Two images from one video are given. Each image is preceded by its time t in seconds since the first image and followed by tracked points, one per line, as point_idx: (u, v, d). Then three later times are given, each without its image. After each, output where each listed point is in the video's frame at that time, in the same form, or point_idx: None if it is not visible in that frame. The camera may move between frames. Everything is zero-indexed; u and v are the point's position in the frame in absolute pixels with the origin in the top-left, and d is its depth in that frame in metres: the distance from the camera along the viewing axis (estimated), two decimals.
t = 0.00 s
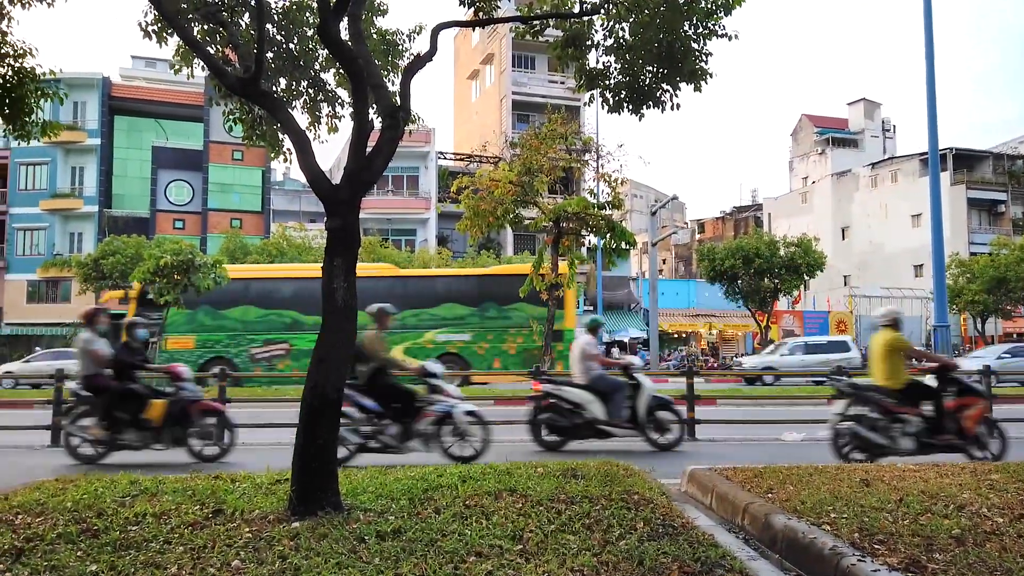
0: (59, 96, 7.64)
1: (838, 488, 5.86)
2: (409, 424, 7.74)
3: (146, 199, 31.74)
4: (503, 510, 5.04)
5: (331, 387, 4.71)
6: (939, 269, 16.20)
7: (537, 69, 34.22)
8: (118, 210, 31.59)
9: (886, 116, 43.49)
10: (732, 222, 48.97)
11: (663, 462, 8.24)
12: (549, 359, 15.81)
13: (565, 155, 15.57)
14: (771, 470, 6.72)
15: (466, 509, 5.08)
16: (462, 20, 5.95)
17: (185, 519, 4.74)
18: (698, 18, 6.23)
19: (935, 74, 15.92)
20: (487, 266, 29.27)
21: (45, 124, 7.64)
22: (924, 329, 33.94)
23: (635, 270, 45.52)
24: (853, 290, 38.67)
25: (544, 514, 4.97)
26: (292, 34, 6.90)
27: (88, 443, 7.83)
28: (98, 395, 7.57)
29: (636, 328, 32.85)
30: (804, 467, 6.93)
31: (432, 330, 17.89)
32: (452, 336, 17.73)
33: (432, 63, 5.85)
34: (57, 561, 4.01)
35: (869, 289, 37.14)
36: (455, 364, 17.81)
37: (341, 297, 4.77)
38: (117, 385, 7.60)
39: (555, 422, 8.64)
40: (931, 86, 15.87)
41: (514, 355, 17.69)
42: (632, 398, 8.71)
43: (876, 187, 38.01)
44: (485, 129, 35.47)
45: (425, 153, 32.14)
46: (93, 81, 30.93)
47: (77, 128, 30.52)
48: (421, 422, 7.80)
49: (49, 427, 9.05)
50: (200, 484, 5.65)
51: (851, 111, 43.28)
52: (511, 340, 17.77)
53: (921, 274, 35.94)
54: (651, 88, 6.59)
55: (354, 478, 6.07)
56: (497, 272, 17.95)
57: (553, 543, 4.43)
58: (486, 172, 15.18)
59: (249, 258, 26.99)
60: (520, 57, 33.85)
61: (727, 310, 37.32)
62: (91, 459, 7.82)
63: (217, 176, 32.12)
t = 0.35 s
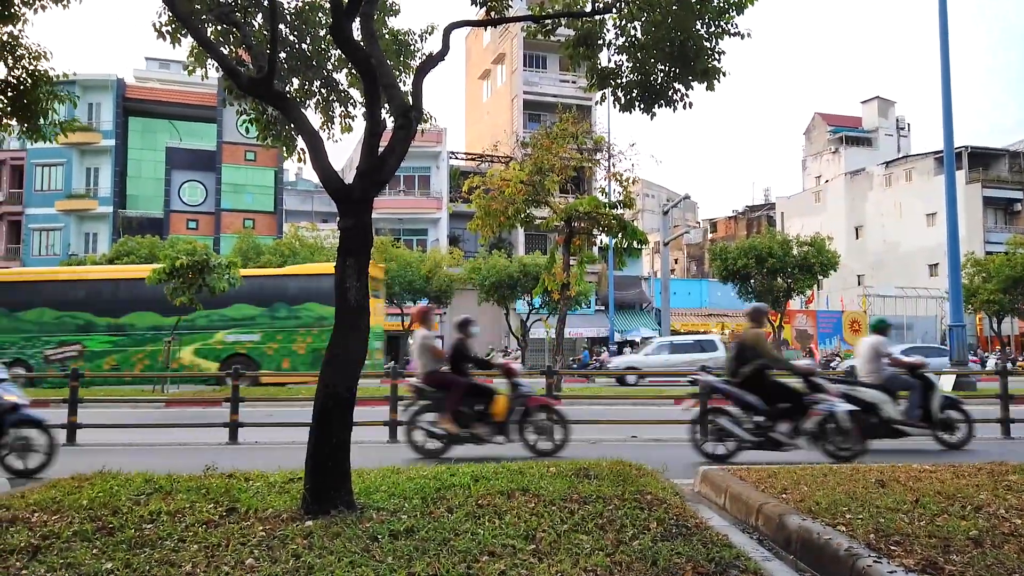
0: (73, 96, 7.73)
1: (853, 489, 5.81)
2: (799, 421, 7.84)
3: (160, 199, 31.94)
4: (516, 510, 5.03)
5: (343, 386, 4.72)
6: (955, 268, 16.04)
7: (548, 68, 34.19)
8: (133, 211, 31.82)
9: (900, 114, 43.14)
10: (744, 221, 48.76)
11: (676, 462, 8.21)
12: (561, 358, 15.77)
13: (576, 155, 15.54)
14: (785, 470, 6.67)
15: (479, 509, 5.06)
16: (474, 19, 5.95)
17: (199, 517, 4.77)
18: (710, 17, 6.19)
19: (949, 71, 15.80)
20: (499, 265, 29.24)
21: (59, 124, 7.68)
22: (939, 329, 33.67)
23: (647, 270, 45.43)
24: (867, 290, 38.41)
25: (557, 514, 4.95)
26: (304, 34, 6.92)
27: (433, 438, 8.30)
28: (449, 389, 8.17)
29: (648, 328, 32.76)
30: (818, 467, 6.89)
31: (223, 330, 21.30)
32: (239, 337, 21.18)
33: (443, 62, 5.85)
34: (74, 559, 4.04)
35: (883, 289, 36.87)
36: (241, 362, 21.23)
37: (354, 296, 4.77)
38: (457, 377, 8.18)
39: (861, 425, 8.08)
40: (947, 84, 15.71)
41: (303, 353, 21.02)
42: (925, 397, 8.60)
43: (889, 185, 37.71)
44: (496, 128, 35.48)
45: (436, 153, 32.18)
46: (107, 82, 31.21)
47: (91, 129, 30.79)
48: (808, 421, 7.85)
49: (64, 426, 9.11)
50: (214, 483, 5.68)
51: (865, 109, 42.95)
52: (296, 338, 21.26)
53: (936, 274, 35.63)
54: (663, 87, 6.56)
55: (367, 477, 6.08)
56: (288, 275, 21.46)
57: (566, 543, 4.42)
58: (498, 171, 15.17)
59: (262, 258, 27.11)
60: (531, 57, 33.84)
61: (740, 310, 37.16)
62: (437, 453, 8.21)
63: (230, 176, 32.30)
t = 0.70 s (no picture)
0: (90, 98, 7.79)
1: (870, 490, 5.76)
2: None
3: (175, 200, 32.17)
4: (529, 510, 5.02)
5: (356, 386, 4.73)
6: (972, 266, 15.88)
7: (560, 67, 34.16)
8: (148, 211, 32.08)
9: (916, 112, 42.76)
10: (758, 220, 48.54)
11: (690, 462, 8.18)
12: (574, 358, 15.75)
13: (589, 154, 15.52)
14: (799, 470, 6.63)
15: (493, 509, 5.06)
16: (487, 18, 5.95)
17: (215, 515, 4.80)
18: (723, 15, 6.15)
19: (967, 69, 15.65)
20: (511, 265, 29.22)
21: (76, 127, 7.73)
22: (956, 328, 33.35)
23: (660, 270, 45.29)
24: (883, 289, 38.12)
25: (571, 514, 4.94)
26: (318, 35, 6.94)
27: (756, 437, 8.53)
28: (777, 390, 8.32)
29: (661, 327, 32.63)
30: (833, 467, 6.85)
31: (22, 332, 20.70)
32: (38, 339, 20.57)
33: (456, 62, 5.85)
34: (91, 557, 4.07)
35: (900, 288, 36.58)
36: (42, 363, 20.65)
37: (368, 296, 4.78)
38: (785, 377, 8.32)
39: None
40: (964, 81, 15.55)
41: (98, 355, 20.53)
42: None
43: (905, 184, 37.37)
44: (508, 128, 35.48)
45: (448, 153, 32.23)
46: (123, 84, 31.47)
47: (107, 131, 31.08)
48: None
49: (82, 425, 9.20)
50: (229, 482, 5.70)
51: (880, 107, 42.61)
52: (96, 341, 20.66)
53: (952, 273, 35.30)
54: (676, 85, 6.53)
55: (381, 476, 6.09)
56: (88, 278, 20.84)
57: (579, 543, 4.40)
58: (510, 171, 15.16)
59: (276, 258, 27.24)
60: (543, 56, 33.82)
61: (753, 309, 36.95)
62: (763, 453, 8.52)
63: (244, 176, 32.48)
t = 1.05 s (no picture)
0: (108, 100, 7.84)
1: (886, 491, 5.71)
2: None
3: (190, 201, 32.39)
4: (543, 510, 5.02)
5: (370, 386, 4.74)
6: (990, 266, 15.71)
7: (572, 67, 34.11)
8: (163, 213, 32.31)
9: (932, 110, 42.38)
10: (772, 220, 48.25)
11: (704, 463, 8.14)
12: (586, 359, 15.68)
13: (602, 154, 15.45)
14: (816, 472, 6.58)
15: (506, 509, 5.06)
16: (500, 19, 5.95)
17: (230, 515, 4.83)
18: (737, 13, 6.13)
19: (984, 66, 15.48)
20: (524, 265, 29.15)
21: (94, 129, 7.78)
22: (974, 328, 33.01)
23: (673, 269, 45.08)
24: (899, 289, 37.79)
25: (585, 514, 4.94)
26: (332, 36, 6.97)
27: None
28: None
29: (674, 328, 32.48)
30: (848, 469, 6.81)
31: None
32: None
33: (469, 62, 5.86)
34: (108, 556, 4.10)
35: (916, 287, 36.26)
36: None
37: (382, 296, 4.79)
38: None
39: None
40: (981, 78, 15.39)
41: None
42: None
43: (921, 183, 37.00)
44: (521, 128, 35.46)
45: (461, 153, 32.27)
46: (138, 86, 31.70)
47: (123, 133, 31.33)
48: None
49: (99, 424, 9.28)
50: (245, 482, 5.72)
51: (896, 105, 42.26)
52: None
53: (969, 272, 34.95)
54: (689, 84, 6.52)
55: (395, 476, 6.11)
56: None
57: (593, 543, 4.40)
58: (523, 171, 15.14)
59: (290, 259, 27.31)
60: (555, 56, 33.80)
61: (767, 309, 36.70)
62: None
63: (259, 178, 32.62)
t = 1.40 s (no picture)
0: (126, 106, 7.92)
1: (905, 496, 5.65)
2: None
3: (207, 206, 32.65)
4: (559, 514, 5.00)
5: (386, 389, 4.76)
6: (1010, 269, 15.53)
7: (587, 70, 34.11)
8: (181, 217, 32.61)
9: (950, 111, 41.97)
10: (788, 222, 47.99)
11: (721, 467, 8.09)
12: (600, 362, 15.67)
13: (616, 157, 15.40)
14: (834, 476, 6.53)
15: (522, 513, 5.06)
16: (514, 23, 5.97)
17: (248, 518, 4.85)
18: (753, 14, 6.10)
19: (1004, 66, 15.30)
20: (538, 268, 29.15)
21: (112, 134, 7.85)
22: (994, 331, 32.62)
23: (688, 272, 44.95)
24: (918, 291, 37.41)
25: (601, 518, 4.93)
26: (347, 41, 7.02)
27: None
28: None
29: (689, 331, 32.34)
30: (867, 473, 6.74)
31: None
32: None
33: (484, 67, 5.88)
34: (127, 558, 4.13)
35: (935, 290, 35.90)
36: None
37: (397, 299, 4.82)
38: None
39: None
40: (1000, 78, 15.23)
41: None
42: None
43: (940, 184, 36.65)
44: (535, 132, 35.49)
45: (476, 156, 32.34)
46: (157, 92, 32.02)
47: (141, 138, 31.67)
48: None
49: (117, 427, 9.38)
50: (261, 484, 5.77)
51: (913, 106, 41.89)
52: None
53: (989, 274, 34.56)
54: (705, 87, 6.50)
55: (411, 480, 6.12)
56: None
57: (609, 547, 4.39)
58: (537, 174, 15.15)
59: (306, 264, 27.42)
60: (570, 59, 33.81)
61: (783, 312, 36.47)
62: None
63: (275, 182, 32.81)
